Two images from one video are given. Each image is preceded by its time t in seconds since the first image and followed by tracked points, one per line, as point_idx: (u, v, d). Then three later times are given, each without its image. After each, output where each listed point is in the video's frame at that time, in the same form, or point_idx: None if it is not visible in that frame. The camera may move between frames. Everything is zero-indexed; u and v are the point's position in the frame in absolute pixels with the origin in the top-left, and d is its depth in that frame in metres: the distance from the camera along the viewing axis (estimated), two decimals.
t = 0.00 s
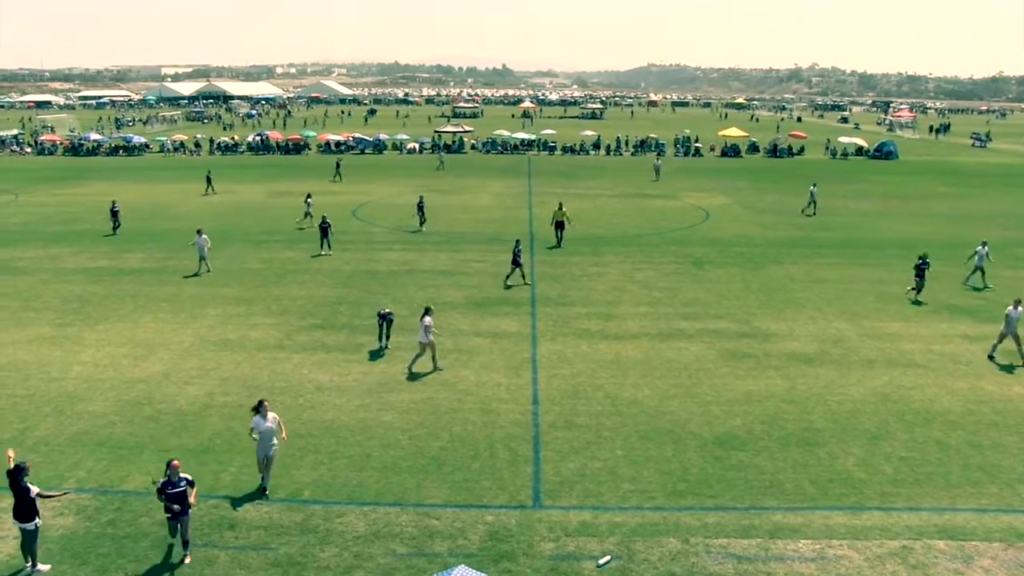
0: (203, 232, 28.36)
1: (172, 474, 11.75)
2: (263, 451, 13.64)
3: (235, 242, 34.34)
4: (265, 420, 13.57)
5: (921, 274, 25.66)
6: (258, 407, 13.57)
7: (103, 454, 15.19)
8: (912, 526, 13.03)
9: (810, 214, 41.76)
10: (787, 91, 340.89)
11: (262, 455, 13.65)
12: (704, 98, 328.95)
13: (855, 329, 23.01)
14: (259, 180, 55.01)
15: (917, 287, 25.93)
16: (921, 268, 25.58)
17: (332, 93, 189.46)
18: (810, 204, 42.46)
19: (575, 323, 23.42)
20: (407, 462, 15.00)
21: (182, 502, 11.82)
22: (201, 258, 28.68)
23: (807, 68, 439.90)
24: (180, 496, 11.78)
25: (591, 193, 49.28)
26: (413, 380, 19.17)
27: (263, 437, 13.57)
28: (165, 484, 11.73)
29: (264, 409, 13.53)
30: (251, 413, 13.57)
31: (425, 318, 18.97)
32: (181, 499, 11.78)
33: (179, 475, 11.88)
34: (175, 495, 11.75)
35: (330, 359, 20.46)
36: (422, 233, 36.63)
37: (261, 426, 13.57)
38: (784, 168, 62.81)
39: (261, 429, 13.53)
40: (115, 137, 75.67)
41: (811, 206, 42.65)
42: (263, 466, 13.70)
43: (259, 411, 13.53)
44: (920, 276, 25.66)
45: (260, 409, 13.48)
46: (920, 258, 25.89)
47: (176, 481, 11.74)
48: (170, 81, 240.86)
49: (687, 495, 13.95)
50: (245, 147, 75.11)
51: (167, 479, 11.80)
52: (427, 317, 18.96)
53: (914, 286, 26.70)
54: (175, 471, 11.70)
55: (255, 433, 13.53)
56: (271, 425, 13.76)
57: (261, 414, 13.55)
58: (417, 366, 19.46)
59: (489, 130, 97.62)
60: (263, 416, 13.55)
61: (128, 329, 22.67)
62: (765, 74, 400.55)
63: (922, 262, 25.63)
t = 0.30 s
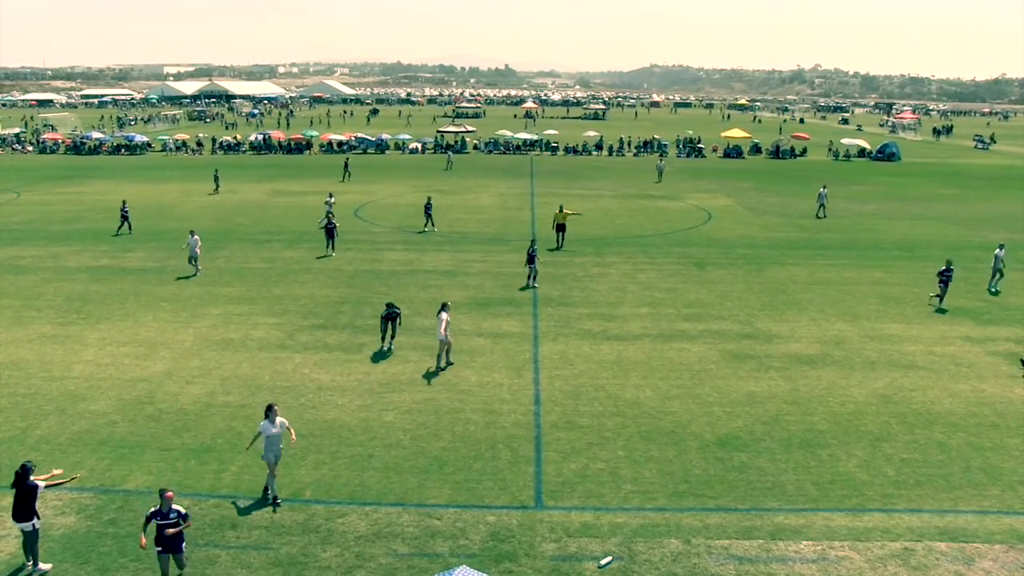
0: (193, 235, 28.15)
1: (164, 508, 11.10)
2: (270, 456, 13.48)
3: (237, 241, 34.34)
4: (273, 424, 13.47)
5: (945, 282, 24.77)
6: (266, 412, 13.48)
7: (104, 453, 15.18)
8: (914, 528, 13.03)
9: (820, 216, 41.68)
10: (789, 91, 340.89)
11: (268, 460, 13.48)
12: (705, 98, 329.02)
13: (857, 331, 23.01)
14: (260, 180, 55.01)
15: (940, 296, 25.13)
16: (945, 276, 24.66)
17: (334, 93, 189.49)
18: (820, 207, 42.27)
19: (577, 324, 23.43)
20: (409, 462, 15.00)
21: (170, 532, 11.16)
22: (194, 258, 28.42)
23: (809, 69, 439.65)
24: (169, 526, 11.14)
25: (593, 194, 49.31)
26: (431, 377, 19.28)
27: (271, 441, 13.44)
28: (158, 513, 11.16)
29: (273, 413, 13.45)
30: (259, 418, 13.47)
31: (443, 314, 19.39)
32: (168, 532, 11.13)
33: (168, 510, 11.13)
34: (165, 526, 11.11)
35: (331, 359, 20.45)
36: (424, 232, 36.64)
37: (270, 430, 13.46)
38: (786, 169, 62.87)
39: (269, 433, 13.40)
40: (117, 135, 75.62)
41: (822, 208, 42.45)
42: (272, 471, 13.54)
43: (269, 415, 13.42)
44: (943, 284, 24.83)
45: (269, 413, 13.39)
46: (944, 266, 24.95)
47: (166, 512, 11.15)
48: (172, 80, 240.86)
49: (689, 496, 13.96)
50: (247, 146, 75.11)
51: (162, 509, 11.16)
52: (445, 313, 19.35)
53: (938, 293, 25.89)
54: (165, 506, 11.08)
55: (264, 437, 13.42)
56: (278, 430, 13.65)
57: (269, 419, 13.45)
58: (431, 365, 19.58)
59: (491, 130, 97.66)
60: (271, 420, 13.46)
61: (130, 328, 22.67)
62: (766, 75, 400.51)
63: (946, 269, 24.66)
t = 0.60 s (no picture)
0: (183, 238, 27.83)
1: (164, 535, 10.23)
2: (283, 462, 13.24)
3: (237, 240, 34.33)
4: (287, 430, 13.19)
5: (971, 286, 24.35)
6: (280, 418, 13.15)
7: (105, 452, 15.18)
8: (914, 528, 13.04)
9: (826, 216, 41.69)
10: (789, 91, 341.08)
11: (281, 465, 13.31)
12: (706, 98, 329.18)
13: (858, 331, 23.01)
14: (261, 178, 55.00)
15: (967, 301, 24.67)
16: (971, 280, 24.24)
17: (335, 92, 189.52)
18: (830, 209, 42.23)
19: (578, 323, 23.42)
20: (410, 462, 14.99)
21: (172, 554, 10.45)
22: (184, 259, 28.09)
23: (812, 70, 439.63)
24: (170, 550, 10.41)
25: (595, 194, 49.34)
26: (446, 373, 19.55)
27: (284, 447, 13.21)
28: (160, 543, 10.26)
29: (286, 419, 13.16)
30: (272, 424, 13.14)
31: (459, 312, 19.38)
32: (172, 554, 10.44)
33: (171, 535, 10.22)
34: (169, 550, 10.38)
35: (332, 358, 20.44)
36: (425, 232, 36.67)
37: (283, 436, 13.18)
38: (787, 169, 62.93)
39: (283, 440, 13.13)
40: (117, 133, 75.53)
41: (831, 210, 42.36)
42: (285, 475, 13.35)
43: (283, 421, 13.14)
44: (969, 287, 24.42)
45: (283, 420, 13.09)
46: (971, 269, 24.52)
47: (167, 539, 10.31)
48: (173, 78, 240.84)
49: (689, 495, 13.97)
50: (248, 145, 75.11)
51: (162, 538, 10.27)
52: (461, 312, 19.37)
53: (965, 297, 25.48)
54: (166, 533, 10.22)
55: (278, 443, 13.14)
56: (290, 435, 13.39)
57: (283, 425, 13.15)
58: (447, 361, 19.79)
59: (493, 129, 97.71)
60: (284, 426, 13.16)
61: (131, 327, 22.65)
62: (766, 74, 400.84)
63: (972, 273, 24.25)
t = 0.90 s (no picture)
0: (179, 235, 27.65)
1: None
2: (306, 464, 13.25)
3: (238, 240, 34.32)
4: (310, 432, 13.25)
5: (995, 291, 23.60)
6: (305, 420, 13.24)
7: (106, 451, 15.18)
8: (915, 527, 13.03)
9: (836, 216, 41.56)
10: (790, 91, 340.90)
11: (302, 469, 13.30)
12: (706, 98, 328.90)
13: (859, 331, 22.99)
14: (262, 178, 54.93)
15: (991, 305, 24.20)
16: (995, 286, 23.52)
17: (336, 92, 189.71)
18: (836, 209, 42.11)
19: (579, 323, 23.43)
20: (410, 461, 14.99)
21: None
22: (178, 259, 27.91)
23: (812, 70, 439.51)
24: None
25: (596, 193, 49.26)
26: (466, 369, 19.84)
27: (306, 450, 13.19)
28: None
29: (311, 421, 13.26)
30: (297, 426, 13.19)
31: (476, 310, 19.59)
32: None
33: None
34: None
35: (333, 357, 20.45)
36: (426, 232, 36.68)
37: (306, 438, 13.25)
38: (789, 168, 62.89)
39: (307, 441, 13.19)
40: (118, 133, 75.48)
41: (840, 209, 42.26)
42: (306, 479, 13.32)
43: (308, 423, 13.21)
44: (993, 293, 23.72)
45: (308, 421, 13.18)
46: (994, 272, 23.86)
47: None
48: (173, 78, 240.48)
49: (690, 495, 13.96)
50: (249, 145, 75.07)
51: None
52: (478, 309, 19.59)
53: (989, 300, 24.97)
54: None
55: (301, 445, 13.18)
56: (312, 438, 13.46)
57: (307, 428, 13.23)
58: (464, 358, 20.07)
59: (494, 129, 97.65)
60: (309, 427, 13.23)
61: (132, 326, 22.65)
62: (766, 75, 400.76)
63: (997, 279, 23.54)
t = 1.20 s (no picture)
0: (181, 238, 27.60)
1: None
2: (332, 465, 13.22)
3: (238, 241, 34.33)
4: (337, 433, 13.26)
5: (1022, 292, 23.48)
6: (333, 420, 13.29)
7: (106, 453, 15.19)
8: (914, 527, 13.02)
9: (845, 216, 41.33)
10: (790, 91, 340.69)
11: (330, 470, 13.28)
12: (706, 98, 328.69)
13: (859, 330, 22.99)
14: (261, 179, 54.90)
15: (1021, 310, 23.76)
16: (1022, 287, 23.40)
17: (336, 92, 189.75)
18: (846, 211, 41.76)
19: (578, 323, 23.43)
20: (410, 462, 14.99)
21: None
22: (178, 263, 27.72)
23: (812, 70, 439.43)
24: None
25: (596, 193, 49.25)
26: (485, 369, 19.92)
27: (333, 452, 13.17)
28: None
29: (338, 422, 13.29)
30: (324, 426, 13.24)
31: (492, 311, 19.53)
32: None
33: None
34: None
35: (332, 358, 20.46)
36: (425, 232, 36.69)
37: (333, 440, 13.22)
38: (789, 168, 62.85)
39: (334, 442, 13.17)
40: (118, 135, 75.49)
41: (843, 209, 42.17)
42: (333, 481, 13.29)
43: (336, 423, 13.23)
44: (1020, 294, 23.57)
45: (335, 421, 13.21)
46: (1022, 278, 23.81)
47: None
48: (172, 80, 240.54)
49: (690, 495, 13.95)
50: (248, 146, 75.08)
51: None
52: (495, 310, 19.53)
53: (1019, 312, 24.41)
54: None
55: (328, 445, 13.14)
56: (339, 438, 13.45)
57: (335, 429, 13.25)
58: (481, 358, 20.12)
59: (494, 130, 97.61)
60: (336, 428, 13.25)
61: (131, 327, 22.67)
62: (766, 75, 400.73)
63: None
